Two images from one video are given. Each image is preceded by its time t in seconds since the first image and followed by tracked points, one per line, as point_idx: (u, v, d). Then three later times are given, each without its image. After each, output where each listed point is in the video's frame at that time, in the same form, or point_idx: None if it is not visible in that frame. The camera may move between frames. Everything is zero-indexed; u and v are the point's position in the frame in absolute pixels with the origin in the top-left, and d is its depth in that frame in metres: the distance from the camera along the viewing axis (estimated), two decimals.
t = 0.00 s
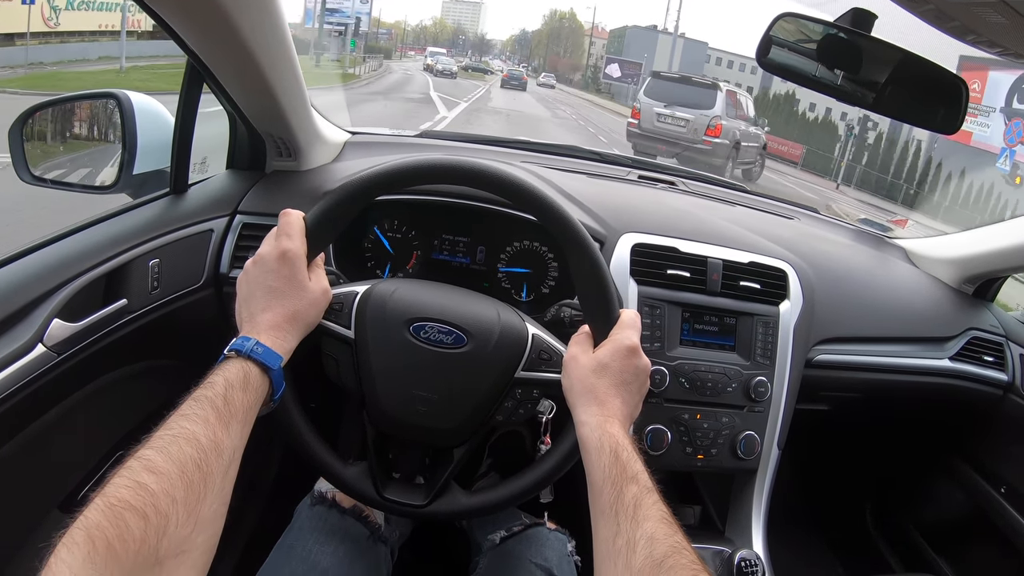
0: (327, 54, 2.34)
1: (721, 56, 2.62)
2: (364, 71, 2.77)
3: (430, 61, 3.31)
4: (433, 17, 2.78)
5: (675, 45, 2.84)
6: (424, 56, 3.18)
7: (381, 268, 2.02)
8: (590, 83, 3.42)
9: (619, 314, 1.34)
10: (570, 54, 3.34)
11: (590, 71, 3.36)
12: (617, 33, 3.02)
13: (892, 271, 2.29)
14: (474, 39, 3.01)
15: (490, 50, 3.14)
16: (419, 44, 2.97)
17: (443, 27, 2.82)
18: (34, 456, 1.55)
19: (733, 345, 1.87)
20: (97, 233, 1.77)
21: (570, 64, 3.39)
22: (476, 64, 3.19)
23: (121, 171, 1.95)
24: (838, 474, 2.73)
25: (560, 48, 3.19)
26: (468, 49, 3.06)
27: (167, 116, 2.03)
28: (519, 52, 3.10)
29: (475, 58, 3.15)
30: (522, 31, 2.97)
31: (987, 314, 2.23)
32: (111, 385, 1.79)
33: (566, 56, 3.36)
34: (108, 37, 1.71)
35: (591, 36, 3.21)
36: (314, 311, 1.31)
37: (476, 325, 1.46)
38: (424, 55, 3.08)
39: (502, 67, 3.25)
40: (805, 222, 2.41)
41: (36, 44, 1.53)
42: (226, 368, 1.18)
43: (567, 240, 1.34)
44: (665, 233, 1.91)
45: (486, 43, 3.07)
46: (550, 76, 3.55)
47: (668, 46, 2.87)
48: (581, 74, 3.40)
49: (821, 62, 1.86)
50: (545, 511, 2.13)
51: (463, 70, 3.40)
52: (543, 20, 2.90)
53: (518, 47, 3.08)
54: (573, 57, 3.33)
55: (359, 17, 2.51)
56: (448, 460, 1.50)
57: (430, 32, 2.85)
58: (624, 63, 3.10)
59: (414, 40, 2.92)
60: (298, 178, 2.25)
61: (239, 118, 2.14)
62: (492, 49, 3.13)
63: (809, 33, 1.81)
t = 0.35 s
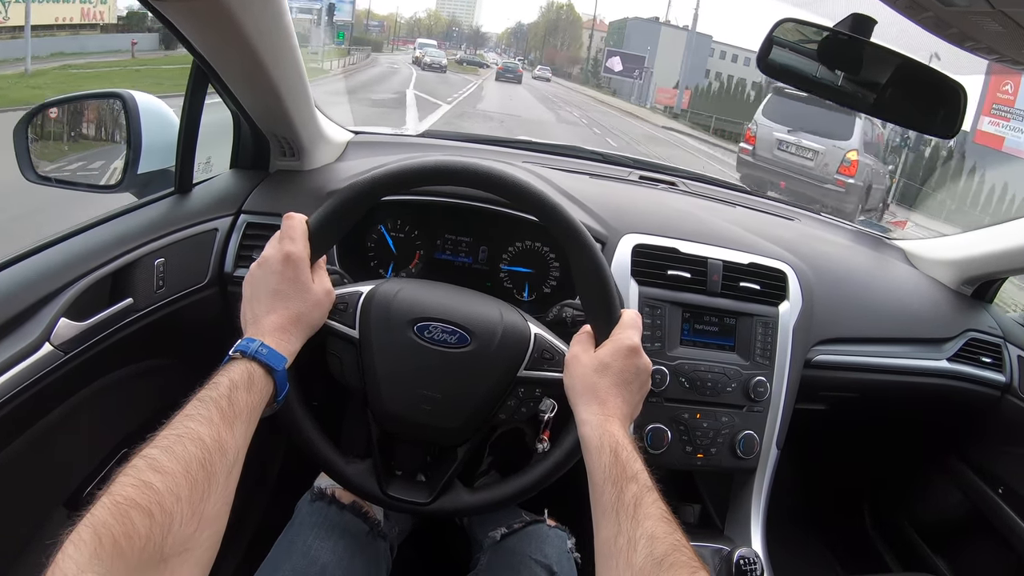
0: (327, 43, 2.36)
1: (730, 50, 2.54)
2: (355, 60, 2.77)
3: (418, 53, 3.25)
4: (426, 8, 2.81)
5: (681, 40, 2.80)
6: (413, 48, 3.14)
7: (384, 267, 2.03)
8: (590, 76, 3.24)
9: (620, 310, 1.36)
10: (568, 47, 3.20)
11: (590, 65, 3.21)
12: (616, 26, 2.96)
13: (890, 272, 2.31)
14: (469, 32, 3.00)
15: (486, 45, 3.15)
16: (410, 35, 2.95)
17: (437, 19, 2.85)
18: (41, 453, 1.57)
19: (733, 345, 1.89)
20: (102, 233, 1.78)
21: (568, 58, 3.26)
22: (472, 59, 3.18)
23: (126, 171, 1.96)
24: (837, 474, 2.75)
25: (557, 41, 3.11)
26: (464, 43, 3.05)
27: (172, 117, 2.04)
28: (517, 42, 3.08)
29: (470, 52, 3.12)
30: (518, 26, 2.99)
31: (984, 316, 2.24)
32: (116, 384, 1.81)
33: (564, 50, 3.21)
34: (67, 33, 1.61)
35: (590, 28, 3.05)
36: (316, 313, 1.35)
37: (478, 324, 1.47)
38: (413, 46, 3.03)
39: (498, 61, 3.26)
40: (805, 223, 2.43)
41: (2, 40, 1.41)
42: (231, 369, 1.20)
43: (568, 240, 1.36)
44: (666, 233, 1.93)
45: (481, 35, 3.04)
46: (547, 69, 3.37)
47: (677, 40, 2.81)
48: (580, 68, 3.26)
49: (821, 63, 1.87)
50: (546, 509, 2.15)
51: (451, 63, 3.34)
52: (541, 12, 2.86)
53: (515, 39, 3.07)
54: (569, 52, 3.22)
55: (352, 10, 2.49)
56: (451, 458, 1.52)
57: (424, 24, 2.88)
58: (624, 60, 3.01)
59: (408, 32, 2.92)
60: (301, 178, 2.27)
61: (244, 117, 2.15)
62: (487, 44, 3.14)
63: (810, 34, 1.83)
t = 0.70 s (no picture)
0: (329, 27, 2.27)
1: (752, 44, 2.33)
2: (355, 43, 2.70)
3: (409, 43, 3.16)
4: None
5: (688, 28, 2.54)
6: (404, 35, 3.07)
7: (384, 255, 1.96)
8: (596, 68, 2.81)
9: (630, 283, 1.35)
10: (571, 35, 2.78)
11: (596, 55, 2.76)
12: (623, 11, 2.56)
13: (905, 267, 2.25)
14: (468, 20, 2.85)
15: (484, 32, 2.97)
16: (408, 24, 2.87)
17: (435, 8, 2.76)
18: (20, 447, 1.49)
19: (746, 340, 1.82)
20: (89, 215, 1.70)
21: (570, 48, 2.82)
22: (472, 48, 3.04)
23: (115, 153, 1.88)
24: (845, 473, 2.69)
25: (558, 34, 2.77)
26: (463, 32, 2.93)
27: (163, 95, 1.95)
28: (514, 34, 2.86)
29: (469, 40, 2.99)
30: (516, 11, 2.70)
31: (999, 314, 2.18)
32: (101, 375, 1.73)
33: (565, 38, 2.78)
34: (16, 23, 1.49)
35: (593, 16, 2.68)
36: (309, 318, 1.30)
37: (482, 310, 1.40)
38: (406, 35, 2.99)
39: (497, 51, 3.09)
40: (817, 216, 2.36)
41: None
42: (216, 386, 1.16)
43: (578, 222, 1.34)
44: (678, 223, 1.85)
45: (480, 24, 2.88)
46: (546, 58, 2.96)
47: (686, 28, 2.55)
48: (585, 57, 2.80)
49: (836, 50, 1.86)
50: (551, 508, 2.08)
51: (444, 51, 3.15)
52: None
53: (513, 28, 2.84)
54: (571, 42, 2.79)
55: None
56: (468, 454, 1.44)
57: (422, 12, 2.80)
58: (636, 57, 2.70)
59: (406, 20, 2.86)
60: (299, 161, 2.18)
61: (240, 97, 2.07)
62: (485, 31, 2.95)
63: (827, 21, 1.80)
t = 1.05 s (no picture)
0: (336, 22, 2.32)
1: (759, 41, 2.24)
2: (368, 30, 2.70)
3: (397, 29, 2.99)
4: None
5: (697, 27, 2.47)
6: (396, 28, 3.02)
7: (389, 245, 2.02)
8: (604, 63, 2.84)
9: (626, 273, 1.42)
10: (575, 31, 2.80)
11: (605, 49, 2.78)
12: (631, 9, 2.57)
13: (899, 261, 2.30)
14: (467, 14, 2.77)
15: (486, 27, 2.84)
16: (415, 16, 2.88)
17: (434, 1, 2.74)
18: (40, 430, 1.55)
19: (740, 329, 1.88)
20: (106, 207, 1.77)
21: (576, 43, 2.82)
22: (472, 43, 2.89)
23: (128, 145, 1.95)
24: (839, 462, 2.74)
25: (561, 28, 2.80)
26: (462, 26, 2.81)
27: (172, 88, 2.03)
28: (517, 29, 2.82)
29: (468, 35, 2.86)
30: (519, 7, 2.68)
31: (990, 308, 2.23)
32: (117, 361, 1.79)
33: (570, 33, 2.80)
34: None
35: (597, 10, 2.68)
36: (317, 310, 1.35)
37: (484, 297, 1.45)
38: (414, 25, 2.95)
39: (498, 45, 2.95)
40: (812, 209, 2.42)
41: None
42: (233, 376, 1.21)
43: (576, 214, 1.39)
44: (675, 215, 1.90)
45: (481, 18, 2.78)
46: (547, 53, 2.97)
47: (698, 25, 2.48)
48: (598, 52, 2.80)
49: (831, 49, 1.90)
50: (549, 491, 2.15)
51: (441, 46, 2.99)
52: None
53: (516, 23, 2.80)
54: (576, 36, 2.80)
55: None
56: (474, 435, 1.49)
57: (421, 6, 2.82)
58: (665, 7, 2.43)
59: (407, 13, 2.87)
60: (306, 153, 2.24)
61: (249, 90, 2.12)
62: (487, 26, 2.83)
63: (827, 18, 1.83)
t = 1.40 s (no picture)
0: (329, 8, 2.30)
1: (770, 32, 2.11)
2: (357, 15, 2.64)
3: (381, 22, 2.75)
4: None
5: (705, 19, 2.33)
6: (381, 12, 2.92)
7: (383, 232, 1.99)
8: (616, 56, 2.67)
9: (625, 266, 1.38)
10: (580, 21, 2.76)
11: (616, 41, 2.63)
12: None
13: (899, 252, 2.27)
14: (468, 4, 2.81)
15: (485, 17, 2.93)
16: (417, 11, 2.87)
17: None
18: (27, 420, 1.52)
19: (739, 319, 1.85)
20: (93, 194, 1.73)
21: (580, 34, 2.76)
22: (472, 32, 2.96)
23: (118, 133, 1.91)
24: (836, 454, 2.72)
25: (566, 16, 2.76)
26: (461, 16, 2.87)
27: (165, 75, 1.98)
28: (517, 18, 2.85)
29: (468, 25, 2.94)
30: None
31: (991, 300, 2.21)
32: (106, 350, 1.76)
33: (574, 24, 2.76)
34: None
35: None
36: (309, 292, 1.32)
37: (477, 285, 1.43)
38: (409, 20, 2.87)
39: (498, 35, 3.04)
40: (812, 199, 2.39)
41: None
42: (221, 360, 1.18)
43: (573, 200, 1.37)
44: (674, 204, 1.88)
45: (480, 8, 2.85)
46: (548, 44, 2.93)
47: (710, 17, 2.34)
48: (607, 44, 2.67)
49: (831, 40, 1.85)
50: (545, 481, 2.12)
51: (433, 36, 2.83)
52: None
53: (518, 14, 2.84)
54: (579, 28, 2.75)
55: None
56: (467, 425, 1.46)
57: None
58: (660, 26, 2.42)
59: None
60: (299, 140, 2.21)
61: (241, 76, 2.09)
62: (487, 17, 2.92)
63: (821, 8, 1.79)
